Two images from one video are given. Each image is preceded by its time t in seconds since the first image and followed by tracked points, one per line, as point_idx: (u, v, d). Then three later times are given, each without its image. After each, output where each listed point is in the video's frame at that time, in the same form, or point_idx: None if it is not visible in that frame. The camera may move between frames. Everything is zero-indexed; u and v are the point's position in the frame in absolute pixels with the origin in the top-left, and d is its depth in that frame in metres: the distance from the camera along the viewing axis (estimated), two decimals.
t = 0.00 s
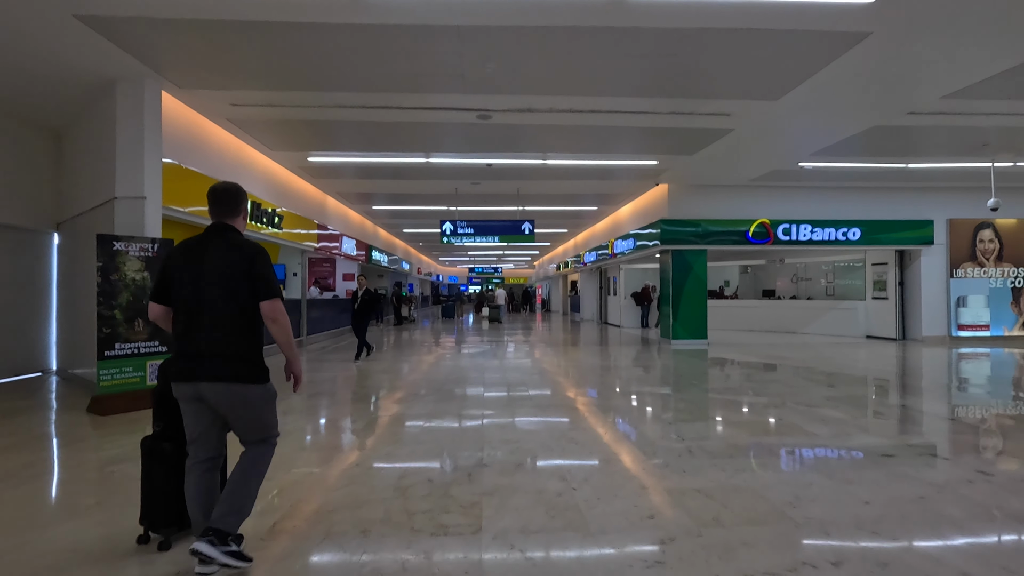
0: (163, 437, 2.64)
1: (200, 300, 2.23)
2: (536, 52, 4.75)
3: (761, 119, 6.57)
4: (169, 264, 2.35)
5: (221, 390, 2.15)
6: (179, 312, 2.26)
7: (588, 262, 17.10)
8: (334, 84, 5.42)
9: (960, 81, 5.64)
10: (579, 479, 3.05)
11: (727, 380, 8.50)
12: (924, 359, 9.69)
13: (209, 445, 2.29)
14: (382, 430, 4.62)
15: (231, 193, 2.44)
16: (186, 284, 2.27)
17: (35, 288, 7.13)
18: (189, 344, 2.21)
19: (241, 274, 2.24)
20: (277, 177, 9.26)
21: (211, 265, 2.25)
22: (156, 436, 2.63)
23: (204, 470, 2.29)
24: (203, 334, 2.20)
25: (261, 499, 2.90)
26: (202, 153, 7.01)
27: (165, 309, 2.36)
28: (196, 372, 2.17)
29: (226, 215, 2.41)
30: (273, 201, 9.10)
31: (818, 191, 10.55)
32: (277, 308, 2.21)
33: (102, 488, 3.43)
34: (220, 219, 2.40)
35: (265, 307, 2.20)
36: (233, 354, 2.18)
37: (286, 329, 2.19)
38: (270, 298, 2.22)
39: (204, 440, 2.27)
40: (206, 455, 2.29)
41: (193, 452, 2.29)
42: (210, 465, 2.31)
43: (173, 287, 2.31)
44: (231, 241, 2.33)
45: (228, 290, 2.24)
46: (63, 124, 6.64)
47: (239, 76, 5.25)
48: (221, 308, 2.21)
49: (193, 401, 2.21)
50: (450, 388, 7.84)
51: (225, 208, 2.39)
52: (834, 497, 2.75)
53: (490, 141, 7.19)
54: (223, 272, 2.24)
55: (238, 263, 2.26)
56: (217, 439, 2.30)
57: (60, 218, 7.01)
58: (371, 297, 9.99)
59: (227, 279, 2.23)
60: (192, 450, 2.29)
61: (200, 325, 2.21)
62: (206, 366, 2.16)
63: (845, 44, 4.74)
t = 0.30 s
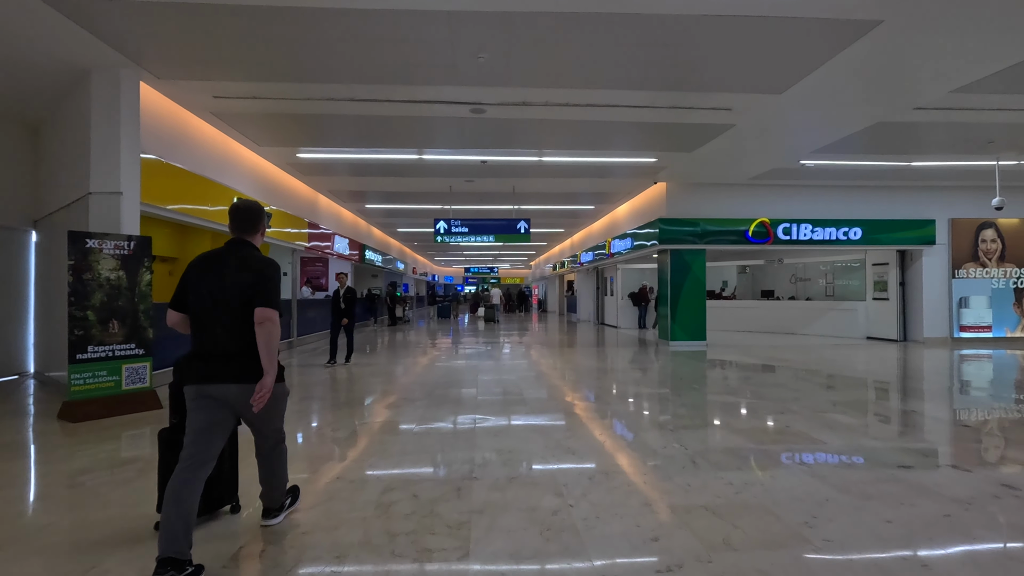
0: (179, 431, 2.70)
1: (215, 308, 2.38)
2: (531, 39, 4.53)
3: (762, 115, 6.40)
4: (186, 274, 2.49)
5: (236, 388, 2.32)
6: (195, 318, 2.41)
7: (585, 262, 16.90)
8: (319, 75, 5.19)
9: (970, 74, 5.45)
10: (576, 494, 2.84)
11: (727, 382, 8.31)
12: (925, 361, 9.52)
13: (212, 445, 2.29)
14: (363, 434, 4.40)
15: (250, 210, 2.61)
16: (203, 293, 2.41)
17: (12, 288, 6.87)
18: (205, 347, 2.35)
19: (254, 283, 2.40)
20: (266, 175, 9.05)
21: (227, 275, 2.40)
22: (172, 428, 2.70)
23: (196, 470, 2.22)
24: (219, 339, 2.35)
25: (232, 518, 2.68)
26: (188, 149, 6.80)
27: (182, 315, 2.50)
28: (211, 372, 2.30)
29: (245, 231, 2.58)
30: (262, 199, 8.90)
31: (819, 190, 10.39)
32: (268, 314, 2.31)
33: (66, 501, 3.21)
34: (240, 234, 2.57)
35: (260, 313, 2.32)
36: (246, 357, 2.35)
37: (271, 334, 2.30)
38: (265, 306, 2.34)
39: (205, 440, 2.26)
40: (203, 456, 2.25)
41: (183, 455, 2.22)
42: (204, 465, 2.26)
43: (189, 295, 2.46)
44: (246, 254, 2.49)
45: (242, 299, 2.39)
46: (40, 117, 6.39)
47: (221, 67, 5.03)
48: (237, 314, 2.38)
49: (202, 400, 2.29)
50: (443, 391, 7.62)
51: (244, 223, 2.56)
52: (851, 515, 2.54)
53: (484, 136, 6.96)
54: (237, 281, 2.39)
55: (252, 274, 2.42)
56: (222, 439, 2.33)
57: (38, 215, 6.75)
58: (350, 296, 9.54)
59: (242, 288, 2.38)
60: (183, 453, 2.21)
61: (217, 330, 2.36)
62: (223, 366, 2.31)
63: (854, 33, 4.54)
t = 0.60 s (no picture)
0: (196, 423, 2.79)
1: (238, 302, 2.48)
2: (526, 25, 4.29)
3: (768, 110, 6.19)
4: (204, 268, 2.57)
5: (260, 380, 2.42)
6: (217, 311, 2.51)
7: (584, 262, 16.68)
8: (306, 65, 4.95)
9: (984, 67, 5.24)
10: (576, 512, 2.60)
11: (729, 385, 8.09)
12: (929, 363, 9.32)
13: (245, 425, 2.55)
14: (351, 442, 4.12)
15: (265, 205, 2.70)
16: (224, 287, 2.52)
17: None
18: (228, 340, 2.46)
19: (275, 279, 2.51)
20: (257, 172, 8.83)
21: (247, 269, 2.50)
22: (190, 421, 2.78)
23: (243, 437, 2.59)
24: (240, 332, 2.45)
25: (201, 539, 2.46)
26: (175, 144, 6.58)
27: (202, 306, 2.60)
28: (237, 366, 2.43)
29: (261, 225, 2.67)
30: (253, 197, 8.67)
31: (823, 189, 10.18)
32: (304, 312, 2.48)
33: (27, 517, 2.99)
34: (254, 228, 2.65)
35: (293, 309, 2.47)
36: (268, 349, 2.46)
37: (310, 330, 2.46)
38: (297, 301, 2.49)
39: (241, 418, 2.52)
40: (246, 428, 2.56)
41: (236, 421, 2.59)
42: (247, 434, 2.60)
43: (210, 288, 2.56)
44: (263, 248, 2.58)
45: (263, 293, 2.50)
46: (17, 111, 6.14)
47: (205, 58, 4.82)
48: (259, 309, 2.48)
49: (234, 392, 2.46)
50: (438, 394, 7.40)
51: (260, 217, 2.65)
52: (879, 540, 2.30)
53: (480, 131, 6.73)
54: (259, 276, 2.50)
55: (273, 268, 2.53)
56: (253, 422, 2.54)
57: (16, 213, 6.50)
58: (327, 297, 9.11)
59: (264, 283, 2.49)
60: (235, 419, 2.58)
61: (238, 324, 2.47)
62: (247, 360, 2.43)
63: (866, 21, 4.31)
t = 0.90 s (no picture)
0: (207, 417, 2.77)
1: (246, 308, 2.51)
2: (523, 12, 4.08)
3: (775, 104, 5.99)
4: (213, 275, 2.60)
5: (265, 383, 2.48)
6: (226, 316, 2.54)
7: (584, 262, 16.47)
8: (292, 55, 4.74)
9: (1002, 58, 5.02)
10: (573, 532, 2.38)
11: (733, 387, 7.87)
12: (938, 365, 9.10)
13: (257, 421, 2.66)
14: (337, 451, 3.86)
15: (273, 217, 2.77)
16: (233, 293, 2.54)
17: None
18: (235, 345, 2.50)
19: (284, 286, 2.56)
20: (249, 169, 8.63)
21: (256, 276, 2.54)
22: (202, 415, 2.76)
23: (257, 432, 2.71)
24: (247, 337, 2.47)
25: (161, 562, 2.24)
26: (163, 140, 6.38)
27: (212, 314, 2.61)
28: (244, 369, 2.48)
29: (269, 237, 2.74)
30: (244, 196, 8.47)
31: (829, 186, 9.97)
32: (318, 316, 2.57)
33: None
34: (263, 240, 2.72)
35: (309, 316, 2.57)
36: (275, 354, 2.49)
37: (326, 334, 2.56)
38: (310, 308, 2.58)
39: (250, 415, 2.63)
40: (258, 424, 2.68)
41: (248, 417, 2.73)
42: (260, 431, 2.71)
43: (218, 295, 2.57)
44: (271, 258, 2.63)
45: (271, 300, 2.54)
46: None
47: (189, 48, 4.62)
48: (267, 316, 2.51)
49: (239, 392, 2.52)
50: (434, 397, 7.21)
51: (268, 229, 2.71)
52: (908, 567, 2.08)
53: (476, 127, 6.54)
54: (268, 283, 2.54)
55: (282, 276, 2.57)
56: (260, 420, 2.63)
57: None
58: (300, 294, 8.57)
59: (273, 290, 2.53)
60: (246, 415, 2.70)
61: (246, 329, 2.49)
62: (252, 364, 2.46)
63: (882, 6, 4.08)
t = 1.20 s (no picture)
0: (217, 409, 3.00)
1: (253, 298, 2.70)
2: None
3: (782, 95, 5.76)
4: (225, 266, 2.79)
5: (271, 368, 2.65)
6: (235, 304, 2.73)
7: (587, 260, 16.23)
8: (278, 41, 4.52)
9: None
10: (568, 556, 2.16)
11: (740, 388, 7.62)
12: (951, 366, 8.81)
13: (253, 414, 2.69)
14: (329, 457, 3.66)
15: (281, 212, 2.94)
16: (242, 283, 2.73)
17: None
18: (242, 330, 2.67)
19: (286, 277, 2.72)
20: (244, 165, 8.47)
21: (264, 268, 2.73)
22: (212, 407, 2.99)
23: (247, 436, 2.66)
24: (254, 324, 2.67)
25: None
26: (153, 134, 6.20)
27: (222, 302, 2.80)
28: (249, 354, 2.64)
29: (277, 231, 2.91)
30: (240, 192, 8.32)
31: (839, 182, 9.69)
32: (306, 304, 2.66)
33: None
34: (271, 233, 2.90)
35: (298, 301, 2.65)
36: (280, 340, 2.66)
37: (308, 322, 2.61)
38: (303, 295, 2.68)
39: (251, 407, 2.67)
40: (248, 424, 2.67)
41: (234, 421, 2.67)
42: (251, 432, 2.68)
43: (229, 285, 2.77)
44: (278, 250, 2.81)
45: (277, 289, 2.71)
46: None
47: (170, 35, 4.41)
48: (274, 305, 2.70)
49: (243, 377, 2.64)
50: (432, 398, 7.01)
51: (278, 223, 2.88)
52: None
53: (475, 119, 6.31)
54: (274, 273, 2.72)
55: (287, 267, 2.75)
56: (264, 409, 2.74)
57: None
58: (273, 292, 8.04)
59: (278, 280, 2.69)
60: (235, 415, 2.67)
61: (252, 316, 2.68)
62: (259, 349, 2.64)
63: None
